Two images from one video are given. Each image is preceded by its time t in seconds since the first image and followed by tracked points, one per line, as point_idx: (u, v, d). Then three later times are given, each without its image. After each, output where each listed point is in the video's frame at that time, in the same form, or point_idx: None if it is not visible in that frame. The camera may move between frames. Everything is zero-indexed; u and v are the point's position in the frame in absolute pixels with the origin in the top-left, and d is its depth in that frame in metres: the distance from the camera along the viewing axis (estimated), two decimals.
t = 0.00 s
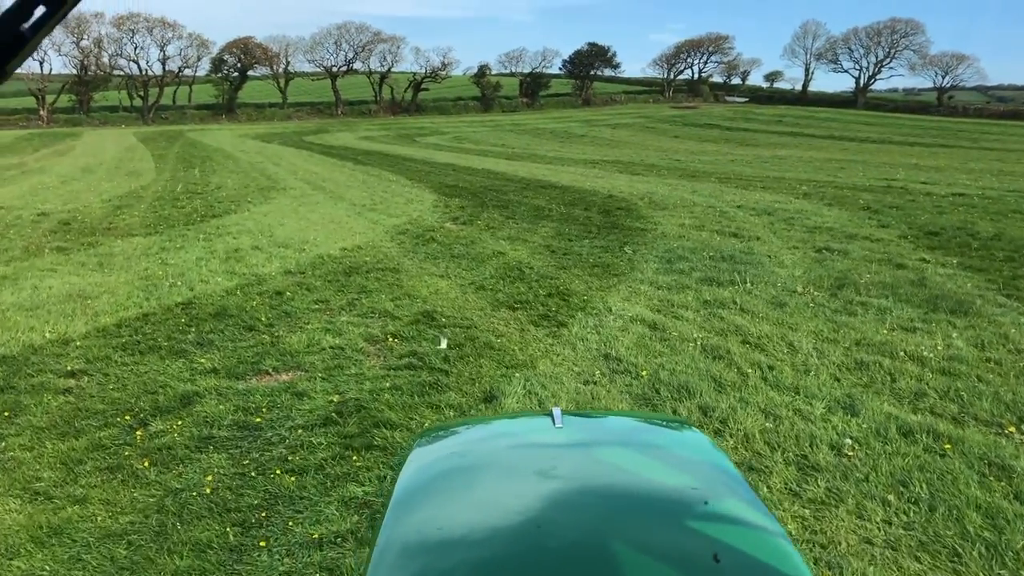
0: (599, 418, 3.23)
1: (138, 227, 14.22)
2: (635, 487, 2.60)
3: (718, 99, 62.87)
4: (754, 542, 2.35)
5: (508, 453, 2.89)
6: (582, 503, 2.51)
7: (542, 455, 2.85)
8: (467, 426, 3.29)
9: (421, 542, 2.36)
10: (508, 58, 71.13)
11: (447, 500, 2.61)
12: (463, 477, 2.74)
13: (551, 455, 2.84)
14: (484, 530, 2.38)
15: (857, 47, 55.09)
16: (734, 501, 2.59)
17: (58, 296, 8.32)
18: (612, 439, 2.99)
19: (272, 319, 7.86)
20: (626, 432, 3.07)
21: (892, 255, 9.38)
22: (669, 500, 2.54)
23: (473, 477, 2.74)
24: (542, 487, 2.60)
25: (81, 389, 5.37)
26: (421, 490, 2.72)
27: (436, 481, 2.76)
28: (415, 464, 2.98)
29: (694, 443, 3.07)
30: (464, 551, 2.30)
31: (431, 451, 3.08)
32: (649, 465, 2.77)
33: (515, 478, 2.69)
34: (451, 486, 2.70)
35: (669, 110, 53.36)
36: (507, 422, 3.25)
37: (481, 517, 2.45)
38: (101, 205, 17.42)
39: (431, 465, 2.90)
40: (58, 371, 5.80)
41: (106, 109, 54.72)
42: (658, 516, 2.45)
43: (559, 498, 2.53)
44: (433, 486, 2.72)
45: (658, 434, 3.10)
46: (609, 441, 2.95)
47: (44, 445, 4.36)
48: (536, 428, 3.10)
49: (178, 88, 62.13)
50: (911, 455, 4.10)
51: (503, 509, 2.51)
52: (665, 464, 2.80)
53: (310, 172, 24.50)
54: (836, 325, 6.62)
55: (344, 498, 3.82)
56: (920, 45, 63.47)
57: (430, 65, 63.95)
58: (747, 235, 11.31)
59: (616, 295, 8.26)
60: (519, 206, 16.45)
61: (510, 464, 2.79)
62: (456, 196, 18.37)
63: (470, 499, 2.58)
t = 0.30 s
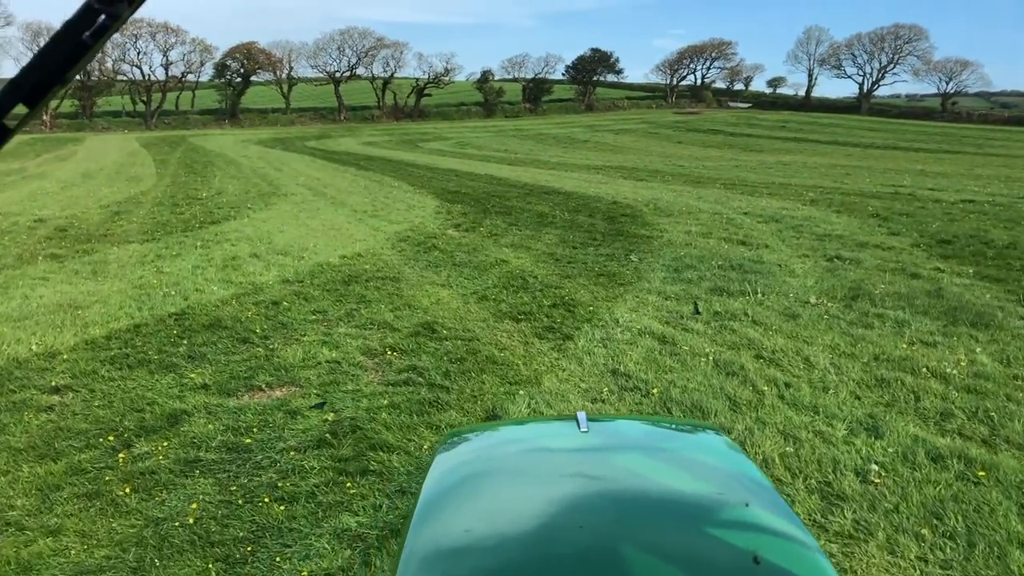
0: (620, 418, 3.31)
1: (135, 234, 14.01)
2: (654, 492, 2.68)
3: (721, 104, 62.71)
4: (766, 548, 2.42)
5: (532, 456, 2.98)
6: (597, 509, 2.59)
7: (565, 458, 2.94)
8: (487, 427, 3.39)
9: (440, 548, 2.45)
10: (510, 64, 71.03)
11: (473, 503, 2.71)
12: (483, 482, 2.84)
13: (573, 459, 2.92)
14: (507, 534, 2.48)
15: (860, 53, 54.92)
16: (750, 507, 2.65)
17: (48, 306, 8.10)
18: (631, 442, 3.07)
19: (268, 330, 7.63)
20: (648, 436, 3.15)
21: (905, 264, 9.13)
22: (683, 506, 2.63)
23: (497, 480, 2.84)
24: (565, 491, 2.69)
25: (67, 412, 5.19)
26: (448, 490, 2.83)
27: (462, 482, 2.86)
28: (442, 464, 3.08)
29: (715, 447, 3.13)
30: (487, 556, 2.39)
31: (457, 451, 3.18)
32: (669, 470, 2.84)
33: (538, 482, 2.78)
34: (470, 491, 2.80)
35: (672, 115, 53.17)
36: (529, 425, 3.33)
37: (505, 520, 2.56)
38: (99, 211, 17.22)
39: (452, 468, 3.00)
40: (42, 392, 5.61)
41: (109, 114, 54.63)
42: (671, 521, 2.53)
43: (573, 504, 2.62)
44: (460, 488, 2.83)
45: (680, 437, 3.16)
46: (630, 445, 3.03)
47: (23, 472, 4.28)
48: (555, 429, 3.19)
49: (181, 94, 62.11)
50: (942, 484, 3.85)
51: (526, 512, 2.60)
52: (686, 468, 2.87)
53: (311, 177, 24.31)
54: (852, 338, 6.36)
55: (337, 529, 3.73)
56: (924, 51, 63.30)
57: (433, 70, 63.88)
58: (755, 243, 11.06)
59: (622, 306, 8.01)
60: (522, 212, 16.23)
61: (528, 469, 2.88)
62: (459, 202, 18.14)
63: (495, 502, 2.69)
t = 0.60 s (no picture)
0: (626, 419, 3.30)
1: (122, 239, 13.71)
2: (660, 491, 2.67)
3: (715, 106, 62.63)
4: (772, 548, 2.38)
5: (538, 456, 2.97)
6: (600, 509, 2.58)
7: (571, 459, 2.92)
8: (495, 430, 3.37)
9: (442, 548, 2.44)
10: (504, 66, 70.77)
11: (479, 502, 2.70)
12: (487, 483, 2.83)
13: (579, 459, 2.91)
14: (514, 532, 2.47)
15: (855, 54, 54.88)
16: (756, 506, 2.61)
17: (24, 316, 7.81)
18: (639, 443, 3.05)
19: (252, 340, 7.38)
20: (655, 437, 3.13)
21: (908, 269, 8.91)
22: (687, 505, 2.60)
23: (504, 480, 2.82)
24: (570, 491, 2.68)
25: (31, 448, 4.95)
26: (455, 490, 2.83)
27: (472, 481, 2.86)
28: (450, 465, 3.08)
29: (723, 447, 3.10)
30: (494, 553, 2.38)
31: (465, 451, 3.17)
32: (675, 470, 2.82)
33: (545, 480, 2.78)
34: (478, 490, 2.78)
35: (667, 117, 53.01)
36: (536, 424, 3.33)
37: (512, 519, 2.55)
38: (86, 216, 16.88)
39: (456, 470, 3.01)
40: (9, 420, 5.35)
41: (101, 117, 54.13)
42: (674, 520, 2.51)
43: (577, 504, 2.60)
44: (468, 488, 2.82)
45: (687, 439, 3.14)
46: (636, 446, 3.02)
47: None
48: (560, 430, 3.18)
49: (174, 97, 61.62)
50: (967, 509, 3.64)
51: (533, 512, 2.59)
52: (692, 468, 2.86)
53: (303, 180, 24.01)
54: (860, 348, 6.12)
55: (317, 559, 3.89)
56: (918, 52, 63.37)
57: (427, 72, 63.56)
58: (753, 247, 10.84)
59: (619, 314, 7.78)
60: (516, 215, 15.99)
61: (533, 469, 2.87)
62: (452, 205, 17.86)
63: (502, 500, 2.68)
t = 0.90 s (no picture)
0: (609, 416, 3.28)
1: (80, 245, 13.14)
2: (639, 484, 2.68)
3: (686, 104, 62.98)
4: (749, 538, 2.39)
5: (519, 454, 2.97)
6: (580, 508, 2.57)
7: (553, 455, 2.92)
8: (477, 429, 3.36)
9: (421, 549, 2.43)
10: (475, 65, 70.33)
11: (461, 500, 2.70)
12: (467, 483, 2.81)
13: (561, 455, 2.92)
14: (495, 529, 2.48)
15: (822, 52, 55.52)
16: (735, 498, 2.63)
17: None
18: (621, 439, 3.06)
19: (211, 351, 6.99)
20: (636, 432, 3.14)
21: (886, 267, 8.79)
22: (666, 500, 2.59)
23: (486, 477, 2.83)
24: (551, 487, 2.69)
25: None
26: (438, 489, 2.82)
27: (455, 480, 2.86)
28: (433, 463, 3.08)
29: (703, 440, 3.11)
30: (476, 551, 2.39)
31: (448, 449, 3.17)
32: (655, 464, 2.83)
33: (526, 478, 2.78)
34: (460, 489, 2.78)
35: (638, 116, 53.11)
36: (519, 424, 3.31)
37: (493, 516, 2.55)
38: (43, 221, 16.21)
39: (438, 470, 2.98)
40: None
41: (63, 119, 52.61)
42: (652, 517, 2.50)
43: (556, 502, 2.59)
44: (450, 486, 2.81)
45: (669, 433, 3.15)
46: (618, 441, 3.02)
47: None
48: (542, 429, 3.16)
49: (139, 99, 60.19)
50: (965, 528, 3.45)
51: (514, 508, 2.60)
52: (672, 460, 2.87)
53: (272, 182, 23.44)
54: (843, 351, 5.94)
55: None
56: (884, 50, 64.27)
57: (397, 72, 62.91)
58: (729, 247, 10.68)
59: (595, 318, 7.53)
60: (489, 216, 15.69)
61: (513, 468, 2.86)
62: (423, 207, 17.48)
63: (483, 497, 2.68)
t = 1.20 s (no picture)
0: (569, 408, 3.17)
1: (10, 250, 12.32)
2: (597, 475, 2.59)
3: (640, 102, 63.47)
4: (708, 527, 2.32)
5: (476, 446, 2.84)
6: (536, 502, 2.46)
7: (510, 447, 2.80)
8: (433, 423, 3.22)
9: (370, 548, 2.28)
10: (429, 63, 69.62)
11: (415, 495, 2.57)
12: (421, 478, 2.66)
13: (518, 447, 2.79)
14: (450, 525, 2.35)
15: (772, 50, 56.55)
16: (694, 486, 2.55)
17: None
18: (580, 429, 2.95)
19: (145, 364, 6.49)
20: (594, 422, 3.04)
21: (844, 265, 8.74)
22: (626, 496, 2.49)
23: (439, 472, 2.69)
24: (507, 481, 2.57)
25: None
26: (390, 485, 2.68)
27: (407, 474, 2.71)
28: (386, 459, 2.93)
29: (663, 429, 3.03)
30: (430, 548, 2.26)
31: (402, 444, 3.02)
32: (614, 454, 2.74)
33: (481, 471, 2.65)
34: (414, 484, 2.64)
35: (593, 114, 53.24)
36: (477, 416, 3.17)
37: (447, 512, 2.43)
38: None
39: (390, 466, 2.83)
40: None
41: None
42: (611, 512, 2.41)
43: (512, 497, 2.48)
44: (402, 482, 2.67)
45: (629, 423, 3.06)
46: (577, 432, 2.91)
47: None
48: (500, 421, 3.03)
49: (83, 96, 57.83)
50: (945, 547, 3.24)
51: (469, 503, 2.47)
52: (631, 450, 2.78)
53: (220, 182, 22.58)
54: (807, 353, 5.77)
55: None
56: (832, 48, 65.82)
57: (350, 70, 61.82)
58: (686, 245, 10.54)
59: (553, 321, 7.25)
60: (444, 215, 15.31)
61: (469, 463, 2.73)
62: (376, 206, 16.99)
63: (437, 492, 2.56)
